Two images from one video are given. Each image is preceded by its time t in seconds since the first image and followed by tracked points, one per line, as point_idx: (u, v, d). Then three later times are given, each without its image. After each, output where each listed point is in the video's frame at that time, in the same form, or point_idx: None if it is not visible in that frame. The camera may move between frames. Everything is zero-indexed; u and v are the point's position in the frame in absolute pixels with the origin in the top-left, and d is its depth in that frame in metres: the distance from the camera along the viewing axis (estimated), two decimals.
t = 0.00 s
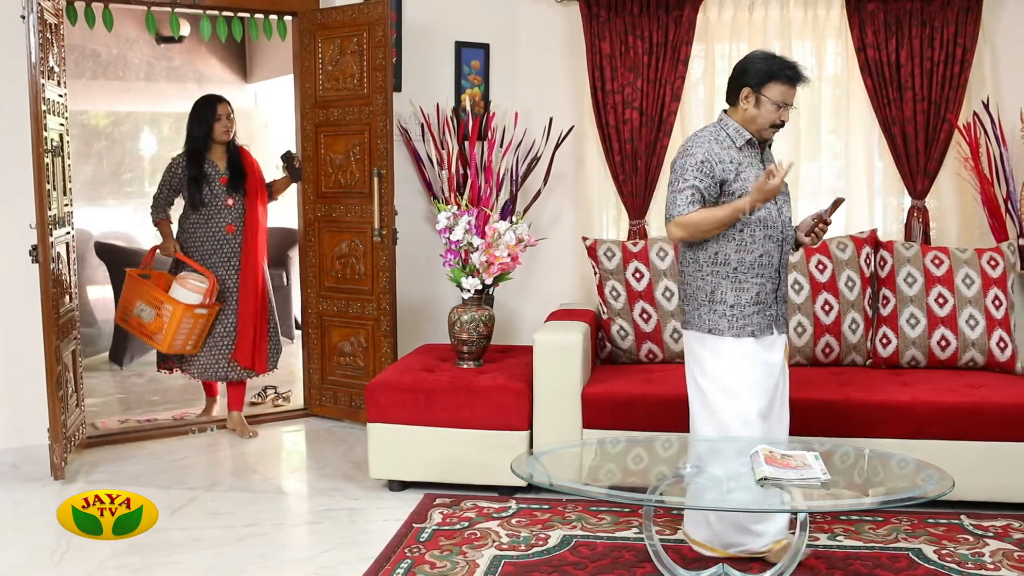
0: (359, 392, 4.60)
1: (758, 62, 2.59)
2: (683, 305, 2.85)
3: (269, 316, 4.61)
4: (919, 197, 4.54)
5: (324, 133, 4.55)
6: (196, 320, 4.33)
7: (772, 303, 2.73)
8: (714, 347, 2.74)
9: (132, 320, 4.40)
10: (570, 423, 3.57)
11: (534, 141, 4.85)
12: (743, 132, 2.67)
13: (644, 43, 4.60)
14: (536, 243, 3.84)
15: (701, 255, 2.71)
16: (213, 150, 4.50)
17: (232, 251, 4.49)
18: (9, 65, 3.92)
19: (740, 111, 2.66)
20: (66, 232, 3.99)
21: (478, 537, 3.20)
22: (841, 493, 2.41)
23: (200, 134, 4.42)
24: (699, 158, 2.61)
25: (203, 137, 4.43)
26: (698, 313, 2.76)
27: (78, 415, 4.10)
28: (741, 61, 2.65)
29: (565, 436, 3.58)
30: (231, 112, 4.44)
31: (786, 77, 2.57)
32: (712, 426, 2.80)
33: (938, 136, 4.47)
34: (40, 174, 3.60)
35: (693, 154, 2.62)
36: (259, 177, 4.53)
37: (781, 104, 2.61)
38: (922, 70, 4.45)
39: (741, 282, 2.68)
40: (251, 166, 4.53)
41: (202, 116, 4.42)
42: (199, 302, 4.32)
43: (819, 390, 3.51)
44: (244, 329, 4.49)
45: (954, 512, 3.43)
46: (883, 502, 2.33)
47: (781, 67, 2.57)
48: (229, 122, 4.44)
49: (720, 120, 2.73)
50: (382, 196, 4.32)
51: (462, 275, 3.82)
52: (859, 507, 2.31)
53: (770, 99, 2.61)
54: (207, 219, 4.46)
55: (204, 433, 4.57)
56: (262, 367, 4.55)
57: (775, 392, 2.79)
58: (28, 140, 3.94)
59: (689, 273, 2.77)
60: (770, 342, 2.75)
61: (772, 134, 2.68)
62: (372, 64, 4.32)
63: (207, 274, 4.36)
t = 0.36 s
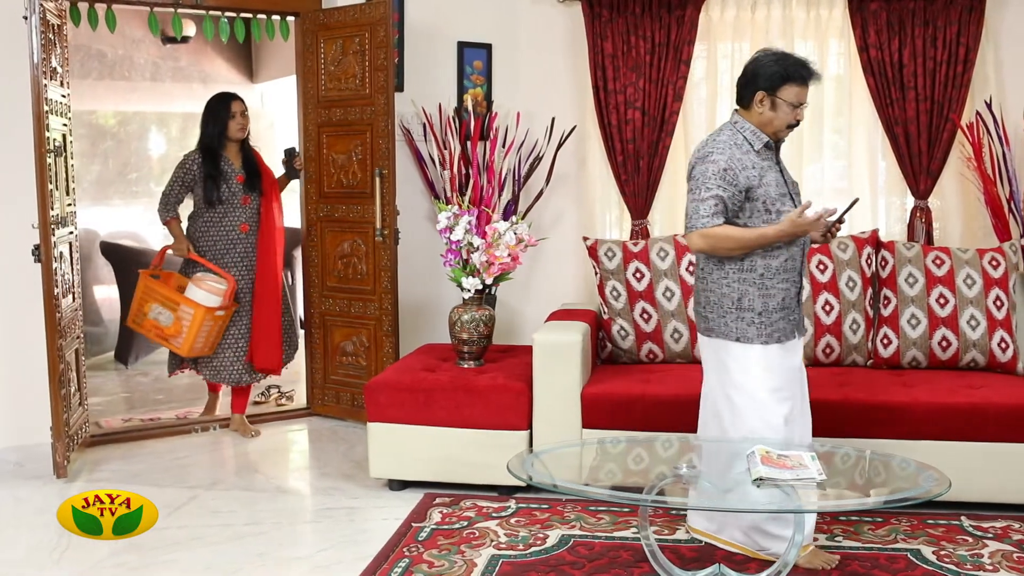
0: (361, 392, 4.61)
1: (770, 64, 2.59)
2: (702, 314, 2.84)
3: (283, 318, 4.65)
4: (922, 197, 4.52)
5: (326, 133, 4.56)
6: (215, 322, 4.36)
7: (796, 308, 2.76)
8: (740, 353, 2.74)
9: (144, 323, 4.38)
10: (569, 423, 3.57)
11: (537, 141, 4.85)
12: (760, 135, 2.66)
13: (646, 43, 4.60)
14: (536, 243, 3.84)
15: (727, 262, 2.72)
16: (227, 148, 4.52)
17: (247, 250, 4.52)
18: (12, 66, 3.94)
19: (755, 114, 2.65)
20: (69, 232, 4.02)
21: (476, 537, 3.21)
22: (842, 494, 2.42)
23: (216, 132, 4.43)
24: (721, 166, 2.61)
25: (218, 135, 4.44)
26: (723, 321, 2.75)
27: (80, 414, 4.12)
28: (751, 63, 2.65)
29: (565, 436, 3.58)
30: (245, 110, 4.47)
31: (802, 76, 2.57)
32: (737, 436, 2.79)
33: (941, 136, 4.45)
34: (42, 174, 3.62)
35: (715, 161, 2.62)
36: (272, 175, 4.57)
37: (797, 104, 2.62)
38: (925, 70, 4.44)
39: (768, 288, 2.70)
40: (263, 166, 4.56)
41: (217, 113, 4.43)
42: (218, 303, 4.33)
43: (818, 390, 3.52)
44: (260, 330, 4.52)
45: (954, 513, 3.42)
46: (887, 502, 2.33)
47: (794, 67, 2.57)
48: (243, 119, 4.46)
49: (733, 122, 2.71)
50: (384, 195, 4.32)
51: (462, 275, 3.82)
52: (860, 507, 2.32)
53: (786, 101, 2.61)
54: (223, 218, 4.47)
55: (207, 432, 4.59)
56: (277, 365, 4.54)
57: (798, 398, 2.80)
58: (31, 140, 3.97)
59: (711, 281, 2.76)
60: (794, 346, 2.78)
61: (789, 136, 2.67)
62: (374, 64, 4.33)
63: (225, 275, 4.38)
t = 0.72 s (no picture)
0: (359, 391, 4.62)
1: (783, 61, 2.56)
2: (719, 316, 2.80)
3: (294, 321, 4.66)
4: (919, 197, 4.52)
5: (323, 133, 4.57)
6: (238, 313, 4.21)
7: (815, 308, 2.76)
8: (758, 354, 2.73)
9: (162, 319, 4.20)
10: (564, 423, 3.57)
11: (534, 141, 4.85)
12: (780, 133, 2.66)
13: (643, 44, 4.60)
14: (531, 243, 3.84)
15: (753, 263, 2.69)
16: (234, 149, 4.46)
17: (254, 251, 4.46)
18: (9, 67, 3.96)
19: (771, 113, 2.65)
20: (66, 232, 4.03)
21: (469, 536, 3.21)
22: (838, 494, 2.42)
23: (223, 132, 4.37)
24: (752, 166, 2.59)
25: (225, 135, 4.38)
26: (746, 324, 2.72)
27: (77, 414, 4.13)
28: (761, 61, 2.63)
29: (559, 436, 3.59)
30: (252, 110, 4.42)
31: (816, 73, 2.54)
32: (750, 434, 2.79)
33: (939, 136, 4.45)
34: (39, 175, 3.64)
35: (745, 161, 2.60)
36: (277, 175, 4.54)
37: (812, 101, 2.60)
38: (922, 70, 4.44)
39: (792, 290, 2.69)
40: (269, 166, 4.53)
41: (224, 114, 4.37)
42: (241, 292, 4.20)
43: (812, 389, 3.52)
44: (274, 333, 4.54)
45: (948, 514, 3.42)
46: (885, 501, 2.33)
47: (808, 62, 2.54)
48: (251, 119, 4.40)
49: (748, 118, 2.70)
50: (381, 196, 4.35)
51: (457, 275, 3.82)
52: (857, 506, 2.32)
53: (801, 99, 2.59)
54: (230, 218, 4.41)
55: (204, 432, 4.61)
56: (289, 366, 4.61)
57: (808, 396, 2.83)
58: (28, 140, 3.98)
59: (735, 283, 2.73)
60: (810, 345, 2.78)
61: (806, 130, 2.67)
62: (371, 64, 4.34)
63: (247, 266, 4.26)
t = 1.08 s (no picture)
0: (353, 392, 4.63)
1: (795, 60, 2.56)
2: (729, 319, 2.78)
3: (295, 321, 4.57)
4: (914, 198, 4.51)
5: (317, 134, 4.57)
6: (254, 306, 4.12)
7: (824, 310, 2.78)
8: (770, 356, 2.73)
9: (175, 317, 4.05)
10: (555, 424, 3.58)
11: (528, 141, 4.85)
12: (793, 133, 2.66)
13: (637, 44, 4.61)
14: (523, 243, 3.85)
15: (769, 268, 2.67)
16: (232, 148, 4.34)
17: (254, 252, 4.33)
18: (2, 68, 3.97)
19: (782, 112, 2.65)
20: (60, 232, 4.04)
21: (460, 536, 3.22)
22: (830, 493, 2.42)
23: (220, 132, 4.25)
24: (773, 168, 2.57)
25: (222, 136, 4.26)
26: (761, 328, 2.71)
27: (71, 413, 4.15)
28: (769, 60, 2.62)
29: (550, 436, 3.59)
30: (249, 110, 4.29)
31: (829, 72, 2.55)
32: (756, 435, 2.79)
33: (932, 136, 4.45)
34: (31, 175, 3.65)
35: (765, 164, 2.58)
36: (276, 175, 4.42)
37: (824, 100, 2.60)
38: (915, 71, 4.44)
39: (806, 293, 2.69)
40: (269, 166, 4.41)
41: (220, 114, 4.24)
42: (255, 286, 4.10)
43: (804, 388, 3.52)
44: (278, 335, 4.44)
45: (938, 514, 3.42)
46: (877, 501, 2.33)
47: (820, 61, 2.54)
48: (248, 120, 4.28)
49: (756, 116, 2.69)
50: (374, 197, 4.34)
51: (449, 275, 3.83)
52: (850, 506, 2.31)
53: (813, 98, 2.60)
54: (229, 219, 4.29)
55: (198, 432, 4.61)
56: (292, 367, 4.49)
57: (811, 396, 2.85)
58: (21, 141, 3.99)
59: (750, 288, 2.70)
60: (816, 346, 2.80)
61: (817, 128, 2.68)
62: (364, 65, 4.34)
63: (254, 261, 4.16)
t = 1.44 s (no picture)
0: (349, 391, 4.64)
1: (796, 61, 2.54)
2: (736, 324, 2.76)
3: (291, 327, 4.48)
4: (910, 198, 4.51)
5: (315, 134, 4.58)
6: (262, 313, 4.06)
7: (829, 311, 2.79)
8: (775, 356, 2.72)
9: (184, 325, 3.98)
10: (549, 424, 3.59)
11: (525, 142, 4.86)
12: (802, 136, 2.64)
13: (633, 44, 4.61)
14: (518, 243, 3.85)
15: (779, 274, 2.66)
16: (229, 146, 4.26)
17: (255, 252, 4.28)
18: None
19: (789, 114, 2.63)
20: (56, 232, 4.05)
21: (453, 535, 3.23)
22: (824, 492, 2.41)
23: (217, 130, 4.17)
24: (780, 175, 2.56)
25: (219, 133, 4.18)
26: (770, 334, 2.69)
27: (68, 413, 4.16)
28: (771, 62, 2.61)
29: (544, 436, 3.60)
30: (246, 107, 4.22)
31: (831, 69, 2.53)
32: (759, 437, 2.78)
33: (929, 137, 4.44)
34: (27, 176, 3.66)
35: (772, 170, 2.56)
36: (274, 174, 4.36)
37: (830, 96, 2.58)
38: (912, 71, 4.43)
39: (815, 298, 2.68)
40: (267, 164, 4.34)
41: (217, 111, 4.17)
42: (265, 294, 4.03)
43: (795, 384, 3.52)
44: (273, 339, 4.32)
45: (931, 514, 3.42)
46: (868, 501, 2.33)
47: (821, 59, 2.53)
48: (245, 116, 4.21)
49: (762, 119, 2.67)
50: (370, 197, 4.35)
51: (444, 275, 3.83)
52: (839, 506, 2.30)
53: (819, 97, 2.57)
54: (231, 219, 4.22)
55: (195, 431, 4.63)
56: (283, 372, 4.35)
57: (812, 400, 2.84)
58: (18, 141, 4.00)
59: (759, 294, 2.69)
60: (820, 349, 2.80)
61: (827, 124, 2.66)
62: (361, 65, 4.35)
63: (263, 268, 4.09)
